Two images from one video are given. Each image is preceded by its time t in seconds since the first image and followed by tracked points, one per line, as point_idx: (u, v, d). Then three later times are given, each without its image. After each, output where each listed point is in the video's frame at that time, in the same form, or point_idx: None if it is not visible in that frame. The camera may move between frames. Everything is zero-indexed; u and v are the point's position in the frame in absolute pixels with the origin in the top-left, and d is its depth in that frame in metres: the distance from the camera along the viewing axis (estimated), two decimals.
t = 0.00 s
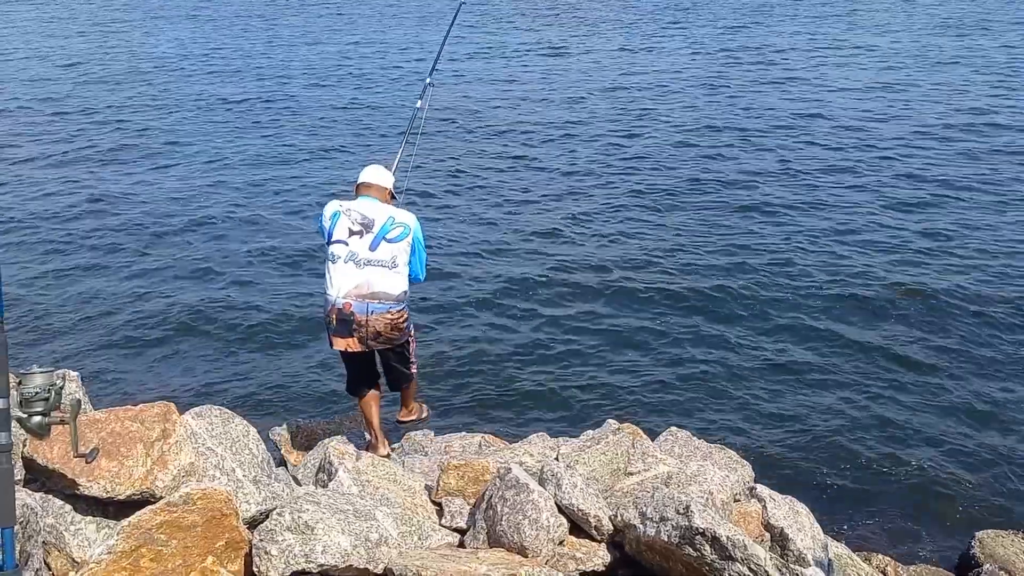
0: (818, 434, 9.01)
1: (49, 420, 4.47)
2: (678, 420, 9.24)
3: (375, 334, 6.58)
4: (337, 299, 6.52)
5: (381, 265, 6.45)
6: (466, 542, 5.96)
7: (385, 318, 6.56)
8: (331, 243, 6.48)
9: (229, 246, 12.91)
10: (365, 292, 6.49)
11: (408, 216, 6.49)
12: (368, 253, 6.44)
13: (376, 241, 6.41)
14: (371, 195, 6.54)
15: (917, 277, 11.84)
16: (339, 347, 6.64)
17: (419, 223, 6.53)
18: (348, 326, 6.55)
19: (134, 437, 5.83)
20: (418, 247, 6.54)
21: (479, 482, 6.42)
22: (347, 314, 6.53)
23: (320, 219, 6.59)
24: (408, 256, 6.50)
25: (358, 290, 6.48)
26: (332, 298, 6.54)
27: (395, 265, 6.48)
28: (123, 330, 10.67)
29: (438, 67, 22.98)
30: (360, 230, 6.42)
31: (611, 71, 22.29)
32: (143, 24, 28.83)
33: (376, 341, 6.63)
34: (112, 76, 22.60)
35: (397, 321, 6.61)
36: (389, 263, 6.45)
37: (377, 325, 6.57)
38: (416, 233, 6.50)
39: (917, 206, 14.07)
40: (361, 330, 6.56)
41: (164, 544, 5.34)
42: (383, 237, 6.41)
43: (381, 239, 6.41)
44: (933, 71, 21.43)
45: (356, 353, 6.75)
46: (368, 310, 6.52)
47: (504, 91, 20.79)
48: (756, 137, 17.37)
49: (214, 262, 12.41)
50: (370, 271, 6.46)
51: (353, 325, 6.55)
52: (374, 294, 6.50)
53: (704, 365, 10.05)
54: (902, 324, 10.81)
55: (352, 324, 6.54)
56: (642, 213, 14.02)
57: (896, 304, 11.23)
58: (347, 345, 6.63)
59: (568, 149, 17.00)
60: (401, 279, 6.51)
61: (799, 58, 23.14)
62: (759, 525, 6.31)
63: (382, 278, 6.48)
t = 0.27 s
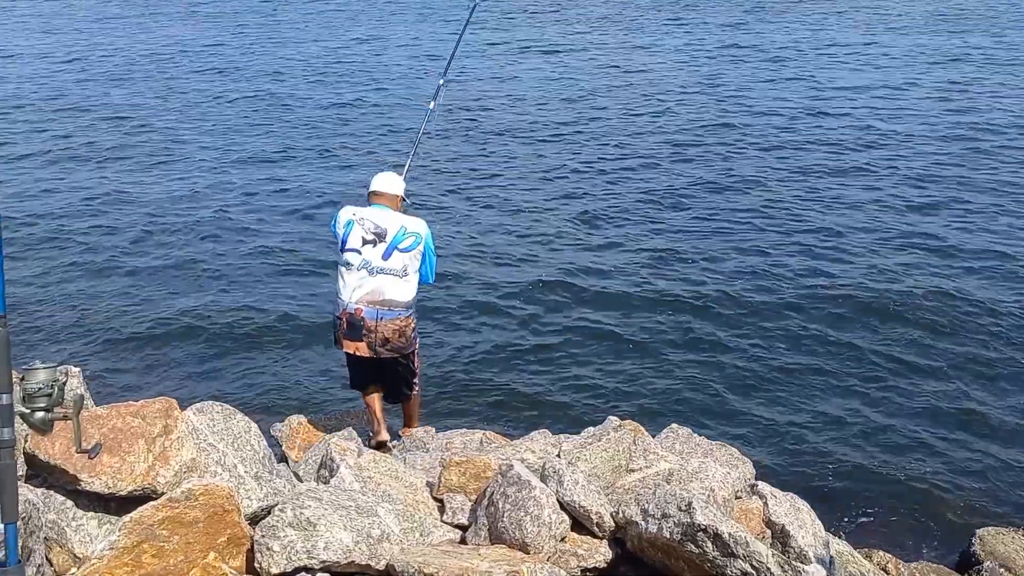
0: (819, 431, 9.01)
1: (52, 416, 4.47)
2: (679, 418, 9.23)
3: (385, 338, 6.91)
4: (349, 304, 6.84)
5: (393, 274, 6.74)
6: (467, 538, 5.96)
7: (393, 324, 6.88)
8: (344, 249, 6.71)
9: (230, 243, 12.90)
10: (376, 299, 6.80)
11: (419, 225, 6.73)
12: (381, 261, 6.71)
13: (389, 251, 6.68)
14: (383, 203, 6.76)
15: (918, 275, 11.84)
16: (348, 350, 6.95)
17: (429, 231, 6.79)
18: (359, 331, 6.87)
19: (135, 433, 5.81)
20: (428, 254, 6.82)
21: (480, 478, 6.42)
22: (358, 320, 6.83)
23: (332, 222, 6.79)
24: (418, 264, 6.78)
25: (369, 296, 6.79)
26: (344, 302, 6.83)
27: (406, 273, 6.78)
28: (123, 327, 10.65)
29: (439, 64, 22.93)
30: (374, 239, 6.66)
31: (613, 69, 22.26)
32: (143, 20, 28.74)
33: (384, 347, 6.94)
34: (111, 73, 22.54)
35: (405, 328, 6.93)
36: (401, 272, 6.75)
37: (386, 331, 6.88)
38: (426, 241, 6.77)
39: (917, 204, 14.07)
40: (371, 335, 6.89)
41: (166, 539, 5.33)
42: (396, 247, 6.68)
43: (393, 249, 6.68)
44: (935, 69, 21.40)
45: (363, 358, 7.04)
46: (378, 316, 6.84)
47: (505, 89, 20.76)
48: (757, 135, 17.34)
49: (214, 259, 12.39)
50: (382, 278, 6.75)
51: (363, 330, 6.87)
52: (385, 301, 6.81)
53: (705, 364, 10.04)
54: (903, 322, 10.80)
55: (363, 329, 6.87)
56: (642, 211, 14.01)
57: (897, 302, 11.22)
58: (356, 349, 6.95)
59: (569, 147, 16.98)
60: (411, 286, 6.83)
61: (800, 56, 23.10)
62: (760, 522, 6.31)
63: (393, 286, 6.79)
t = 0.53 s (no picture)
0: (820, 425, 9.01)
1: (57, 410, 4.48)
2: (681, 411, 9.23)
3: (390, 348, 7.16)
4: (360, 312, 7.15)
5: (402, 288, 7.00)
6: (471, 532, 5.96)
7: (400, 336, 7.14)
8: (361, 259, 7.01)
9: (231, 237, 12.89)
10: (385, 310, 7.08)
11: (435, 245, 6.94)
12: (392, 274, 6.97)
13: (401, 265, 6.93)
14: (406, 219, 7.00)
15: (920, 271, 11.84)
16: (357, 353, 7.26)
17: (444, 251, 6.98)
18: (366, 337, 7.16)
19: (138, 427, 5.80)
20: (440, 273, 7.02)
21: (483, 473, 6.43)
22: (367, 327, 7.13)
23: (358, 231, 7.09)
24: (429, 281, 7.01)
25: (379, 306, 7.07)
26: (356, 308, 7.15)
27: (416, 288, 7.03)
28: (124, 321, 10.65)
29: (441, 59, 22.88)
30: (388, 253, 6.93)
31: (615, 63, 22.23)
32: (145, 15, 28.67)
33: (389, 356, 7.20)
34: (113, 68, 22.50)
35: (411, 341, 7.19)
36: (410, 287, 7.00)
37: (392, 341, 7.15)
38: (439, 261, 6.97)
39: (919, 200, 14.06)
40: (377, 344, 7.16)
41: (169, 534, 5.34)
42: (408, 263, 6.92)
43: (405, 264, 6.92)
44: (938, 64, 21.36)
45: (371, 364, 7.33)
46: (385, 326, 7.11)
47: (507, 85, 20.73)
48: (759, 130, 17.32)
49: (216, 253, 12.38)
50: (392, 290, 7.02)
51: (370, 337, 7.15)
52: (393, 313, 7.08)
53: (706, 359, 10.04)
54: (904, 317, 10.79)
55: (370, 337, 7.15)
56: (644, 206, 14.00)
57: (899, 297, 11.22)
58: (364, 354, 7.25)
59: (571, 142, 16.96)
60: (420, 302, 7.07)
61: (804, 51, 23.05)
62: (762, 516, 6.33)
63: (402, 300, 7.05)
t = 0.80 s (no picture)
0: (821, 422, 9.02)
1: (63, 406, 4.48)
2: (682, 407, 9.23)
3: (385, 325, 7.34)
4: (362, 288, 7.37)
5: (400, 265, 7.18)
6: (474, 528, 5.96)
7: (396, 314, 7.31)
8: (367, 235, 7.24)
9: (232, 234, 12.87)
10: (383, 287, 7.28)
11: (435, 225, 7.09)
12: (393, 252, 7.17)
13: (400, 243, 7.12)
14: (413, 200, 7.17)
15: (920, 268, 11.85)
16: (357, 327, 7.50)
17: (446, 232, 7.11)
18: (364, 312, 7.37)
19: (141, 423, 5.80)
20: (439, 254, 7.16)
21: (486, 468, 6.42)
22: (366, 302, 7.34)
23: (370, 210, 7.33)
24: (427, 261, 7.16)
25: (378, 282, 7.28)
26: (359, 283, 7.39)
27: (414, 267, 7.19)
28: (124, 317, 10.64)
29: (441, 55, 22.83)
30: (390, 230, 7.13)
31: (615, 59, 22.20)
32: (144, 11, 28.60)
33: (385, 333, 7.38)
34: (112, 64, 22.45)
35: (406, 320, 7.34)
36: (408, 265, 7.17)
37: (388, 319, 7.33)
38: (439, 241, 7.10)
39: (919, 196, 14.06)
40: (373, 320, 7.35)
41: (173, 530, 5.35)
42: (407, 241, 7.10)
43: (404, 242, 7.11)
44: (938, 58, 21.33)
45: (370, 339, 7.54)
46: (383, 303, 7.30)
47: (507, 80, 20.69)
48: (759, 126, 17.31)
49: (217, 250, 12.36)
50: (391, 268, 7.22)
51: (368, 312, 7.35)
52: (390, 290, 7.26)
53: (707, 355, 10.04)
54: (905, 313, 10.80)
55: (367, 312, 7.36)
56: (645, 203, 14.00)
57: (899, 293, 11.23)
58: (363, 328, 7.47)
59: (572, 138, 16.94)
60: (417, 282, 7.23)
61: (804, 46, 23.01)
62: (765, 512, 6.33)
63: (399, 277, 7.23)
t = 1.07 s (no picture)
0: (819, 421, 9.04)
1: (67, 405, 4.50)
2: (681, 407, 9.25)
3: (380, 321, 7.42)
4: (364, 282, 7.47)
5: (390, 263, 7.20)
6: (475, 526, 5.96)
7: (388, 311, 7.37)
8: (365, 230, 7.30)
9: (230, 234, 12.87)
10: (378, 284, 7.34)
11: (422, 224, 7.02)
12: (384, 250, 7.19)
13: (389, 241, 7.12)
14: (409, 196, 7.10)
15: (917, 268, 11.89)
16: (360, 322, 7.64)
17: (434, 230, 7.03)
18: (363, 308, 7.49)
19: (142, 421, 5.78)
20: (428, 252, 7.10)
21: (487, 467, 6.43)
22: (364, 298, 7.45)
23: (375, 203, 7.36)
24: (416, 259, 7.13)
25: (373, 279, 7.35)
26: (360, 278, 7.49)
27: (405, 266, 7.19)
28: (123, 317, 10.63)
29: (438, 54, 22.84)
30: (381, 227, 7.13)
31: (613, 57, 22.22)
32: (141, 9, 28.56)
33: (379, 330, 7.46)
34: (110, 63, 22.42)
35: (399, 317, 7.39)
36: (397, 263, 7.18)
37: (382, 316, 7.40)
38: (426, 240, 7.04)
39: (916, 195, 14.09)
40: (370, 316, 7.46)
41: (174, 528, 5.35)
42: (395, 239, 7.08)
43: (393, 240, 7.10)
44: (935, 58, 21.38)
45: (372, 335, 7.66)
46: (377, 300, 7.38)
47: (504, 79, 20.70)
48: (757, 125, 17.34)
49: (216, 250, 12.37)
50: (383, 265, 7.25)
51: (365, 308, 7.46)
52: (383, 288, 7.32)
53: (706, 355, 10.06)
54: (902, 314, 10.84)
55: (365, 308, 7.46)
56: (643, 203, 14.02)
57: (896, 295, 11.27)
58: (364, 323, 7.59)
59: (570, 138, 16.96)
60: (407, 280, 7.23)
61: (801, 45, 23.05)
62: (766, 510, 6.33)
63: (390, 275, 7.26)
